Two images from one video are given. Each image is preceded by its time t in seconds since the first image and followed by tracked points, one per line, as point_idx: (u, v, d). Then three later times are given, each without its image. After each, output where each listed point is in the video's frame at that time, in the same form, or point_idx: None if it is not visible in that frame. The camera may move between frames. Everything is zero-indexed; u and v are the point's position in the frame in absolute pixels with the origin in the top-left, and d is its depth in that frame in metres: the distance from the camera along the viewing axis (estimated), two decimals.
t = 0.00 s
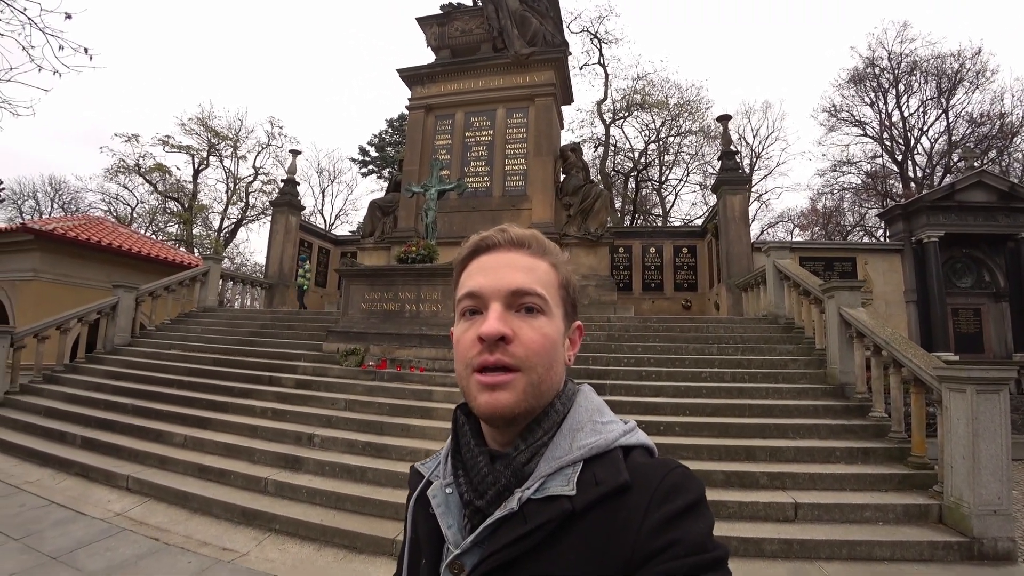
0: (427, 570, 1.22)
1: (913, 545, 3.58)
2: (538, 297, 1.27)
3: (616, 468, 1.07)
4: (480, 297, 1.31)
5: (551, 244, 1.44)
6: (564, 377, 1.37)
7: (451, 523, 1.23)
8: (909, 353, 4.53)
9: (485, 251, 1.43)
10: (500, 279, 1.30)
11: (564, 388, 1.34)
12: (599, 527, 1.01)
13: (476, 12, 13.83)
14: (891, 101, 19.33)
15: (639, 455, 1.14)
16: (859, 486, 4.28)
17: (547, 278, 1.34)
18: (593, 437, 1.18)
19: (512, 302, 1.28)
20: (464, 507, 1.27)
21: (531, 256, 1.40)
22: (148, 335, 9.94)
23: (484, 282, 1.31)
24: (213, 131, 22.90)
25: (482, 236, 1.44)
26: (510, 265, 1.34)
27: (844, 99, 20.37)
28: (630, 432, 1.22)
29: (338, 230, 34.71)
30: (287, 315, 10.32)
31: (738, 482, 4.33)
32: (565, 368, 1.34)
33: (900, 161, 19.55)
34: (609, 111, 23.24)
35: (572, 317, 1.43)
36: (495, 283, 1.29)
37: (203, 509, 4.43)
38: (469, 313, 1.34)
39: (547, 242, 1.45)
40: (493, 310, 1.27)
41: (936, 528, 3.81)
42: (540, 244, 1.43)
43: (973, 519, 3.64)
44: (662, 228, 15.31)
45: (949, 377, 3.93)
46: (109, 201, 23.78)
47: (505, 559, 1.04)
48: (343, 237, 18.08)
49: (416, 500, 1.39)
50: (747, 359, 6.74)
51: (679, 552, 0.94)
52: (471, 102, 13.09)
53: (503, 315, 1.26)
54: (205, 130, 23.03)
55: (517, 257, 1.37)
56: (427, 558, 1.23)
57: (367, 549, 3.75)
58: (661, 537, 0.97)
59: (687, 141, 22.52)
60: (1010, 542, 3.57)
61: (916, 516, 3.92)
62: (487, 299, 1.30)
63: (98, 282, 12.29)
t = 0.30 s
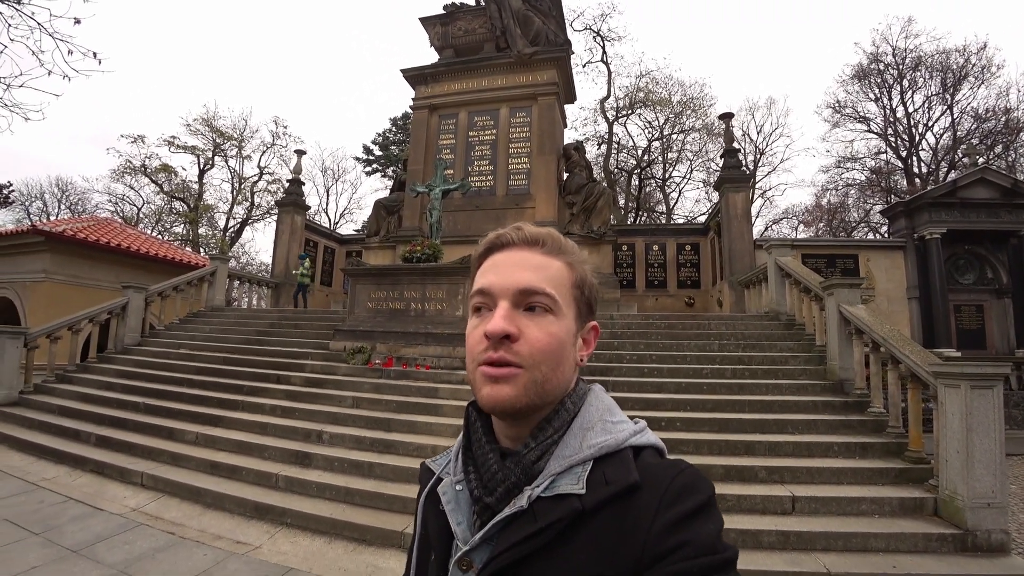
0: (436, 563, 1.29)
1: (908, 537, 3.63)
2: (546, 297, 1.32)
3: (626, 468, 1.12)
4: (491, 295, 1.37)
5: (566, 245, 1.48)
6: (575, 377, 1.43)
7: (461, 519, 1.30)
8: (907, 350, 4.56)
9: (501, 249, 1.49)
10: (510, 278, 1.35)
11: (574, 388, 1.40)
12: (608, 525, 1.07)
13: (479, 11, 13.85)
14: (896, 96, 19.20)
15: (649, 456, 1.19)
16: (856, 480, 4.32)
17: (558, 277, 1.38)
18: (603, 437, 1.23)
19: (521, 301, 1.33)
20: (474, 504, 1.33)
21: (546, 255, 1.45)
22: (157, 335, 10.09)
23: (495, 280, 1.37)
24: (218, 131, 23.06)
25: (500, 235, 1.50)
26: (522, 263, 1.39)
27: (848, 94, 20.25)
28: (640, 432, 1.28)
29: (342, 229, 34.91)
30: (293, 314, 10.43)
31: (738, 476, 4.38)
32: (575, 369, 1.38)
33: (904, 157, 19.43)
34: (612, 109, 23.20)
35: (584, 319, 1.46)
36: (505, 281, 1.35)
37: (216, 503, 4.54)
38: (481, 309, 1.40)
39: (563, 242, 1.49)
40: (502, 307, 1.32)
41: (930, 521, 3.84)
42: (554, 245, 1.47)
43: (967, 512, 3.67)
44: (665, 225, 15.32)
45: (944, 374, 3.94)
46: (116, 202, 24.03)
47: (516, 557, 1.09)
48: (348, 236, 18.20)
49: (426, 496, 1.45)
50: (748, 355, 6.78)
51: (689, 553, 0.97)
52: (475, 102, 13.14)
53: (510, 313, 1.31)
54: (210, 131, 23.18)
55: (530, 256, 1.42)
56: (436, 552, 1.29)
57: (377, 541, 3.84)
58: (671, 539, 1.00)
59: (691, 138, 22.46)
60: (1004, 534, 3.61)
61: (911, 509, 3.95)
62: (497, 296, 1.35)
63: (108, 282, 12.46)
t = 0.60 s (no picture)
0: (449, 556, 1.29)
1: (899, 522, 3.69)
2: (558, 296, 1.29)
3: (642, 467, 1.10)
4: (502, 292, 1.36)
5: (585, 241, 1.44)
6: (590, 374, 1.40)
7: (474, 513, 1.29)
8: (899, 341, 4.62)
9: (517, 245, 1.48)
10: (522, 275, 1.33)
11: (589, 386, 1.38)
12: (623, 524, 1.04)
13: (476, 9, 13.84)
14: (894, 89, 19.15)
15: (664, 455, 1.17)
16: (850, 468, 4.38)
17: (571, 275, 1.35)
18: (619, 435, 1.21)
19: (531, 299, 1.31)
20: (486, 498, 1.32)
21: (561, 252, 1.42)
22: (162, 336, 10.16)
23: (506, 277, 1.36)
24: (217, 132, 23.07)
25: (517, 231, 1.49)
26: (536, 260, 1.37)
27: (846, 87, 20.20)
28: (656, 432, 1.25)
29: (342, 228, 34.98)
30: (296, 313, 10.50)
31: (735, 466, 4.45)
32: (590, 368, 1.36)
33: (902, 149, 19.41)
34: (610, 105, 23.17)
35: (602, 318, 1.42)
36: (516, 279, 1.33)
37: (225, 499, 4.61)
38: (494, 306, 1.39)
39: (582, 238, 1.45)
40: (511, 306, 1.31)
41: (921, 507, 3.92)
42: (573, 241, 1.44)
43: (957, 498, 3.73)
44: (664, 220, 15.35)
45: (935, 363, 4.01)
46: (116, 203, 24.08)
47: (529, 553, 1.07)
48: (348, 235, 18.24)
49: (440, 488, 1.45)
50: (745, 348, 6.84)
51: (704, 553, 0.96)
52: (472, 100, 13.16)
53: (519, 311, 1.29)
54: (209, 132, 23.20)
55: (545, 253, 1.40)
56: (449, 544, 1.30)
57: (383, 533, 3.92)
58: (685, 539, 0.99)
59: (689, 133, 22.44)
60: (993, 519, 3.68)
61: (903, 496, 4.02)
62: (508, 294, 1.34)
63: (111, 284, 12.53)
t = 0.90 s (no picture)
0: (444, 551, 1.29)
1: (893, 515, 3.74)
2: (562, 288, 1.31)
3: (643, 464, 1.12)
4: (506, 282, 1.38)
5: (590, 235, 1.47)
6: (590, 369, 1.43)
7: (470, 508, 1.29)
8: (893, 336, 4.65)
9: (523, 236, 1.50)
10: (527, 266, 1.36)
11: (589, 381, 1.40)
12: (623, 519, 1.07)
13: (473, 8, 13.83)
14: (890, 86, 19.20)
15: (663, 452, 1.20)
16: (844, 462, 4.42)
17: (576, 268, 1.37)
18: (619, 431, 1.23)
19: (536, 290, 1.33)
20: (483, 493, 1.33)
21: (567, 245, 1.44)
22: (162, 335, 10.17)
23: (511, 267, 1.38)
24: (214, 131, 23.02)
25: (523, 221, 1.51)
26: (542, 252, 1.39)
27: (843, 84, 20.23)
28: (654, 429, 1.28)
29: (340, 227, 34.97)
30: (295, 312, 10.51)
31: (732, 460, 4.49)
32: (591, 363, 1.38)
33: (899, 146, 19.45)
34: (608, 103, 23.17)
35: (605, 312, 1.45)
36: (522, 269, 1.35)
37: (227, 496, 4.64)
38: (497, 295, 1.41)
39: (588, 232, 1.47)
40: (515, 296, 1.33)
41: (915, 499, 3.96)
42: (578, 235, 1.46)
43: (950, 490, 3.78)
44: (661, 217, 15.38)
45: (928, 357, 4.03)
46: (113, 203, 24.02)
47: (529, 549, 1.08)
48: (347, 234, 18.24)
49: (434, 482, 1.45)
50: (742, 344, 6.88)
51: (704, 549, 0.99)
52: (470, 98, 13.16)
53: (522, 302, 1.31)
54: (206, 131, 23.15)
55: (551, 245, 1.42)
56: (444, 539, 1.30)
57: (385, 527, 3.95)
58: (686, 534, 1.02)
59: (687, 130, 22.46)
60: (985, 510, 3.73)
61: (897, 489, 4.07)
62: (512, 284, 1.36)
63: (111, 284, 12.53)
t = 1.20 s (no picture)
0: (436, 545, 1.30)
1: (892, 515, 3.75)
2: (553, 280, 1.34)
3: (636, 458, 1.14)
4: (497, 275, 1.40)
5: (578, 228, 1.50)
6: (583, 364, 1.45)
7: (463, 503, 1.31)
8: (893, 338, 4.66)
9: (512, 229, 1.52)
10: (518, 258, 1.37)
11: (582, 375, 1.42)
12: (616, 514, 1.09)
13: (477, 7, 13.82)
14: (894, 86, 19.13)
15: (655, 446, 1.22)
16: (845, 462, 4.43)
17: (565, 261, 1.39)
18: (612, 426, 1.25)
19: (526, 282, 1.35)
20: (476, 488, 1.34)
21: (557, 237, 1.46)
22: (165, 331, 10.23)
23: (502, 260, 1.39)
24: (218, 128, 23.07)
25: (512, 215, 1.52)
26: (532, 245, 1.41)
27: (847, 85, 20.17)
28: (646, 423, 1.30)
29: (343, 225, 35.04)
30: (298, 309, 10.55)
31: (732, 459, 4.50)
32: (583, 355, 1.40)
33: (902, 147, 19.39)
34: (611, 102, 23.14)
35: (595, 304, 1.47)
36: (512, 263, 1.37)
37: (231, 490, 4.69)
38: (487, 289, 1.43)
39: (576, 224, 1.50)
40: (506, 289, 1.34)
41: (914, 500, 3.97)
42: (567, 227, 1.49)
43: (950, 491, 3.79)
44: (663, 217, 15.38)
45: (927, 358, 4.05)
46: (117, 199, 24.12)
47: (521, 543, 1.10)
48: (349, 231, 18.28)
49: (427, 477, 1.46)
50: (743, 344, 6.89)
51: (695, 542, 1.01)
52: (474, 97, 13.17)
53: (513, 295, 1.33)
54: (210, 128, 23.21)
55: (541, 237, 1.44)
56: (437, 533, 1.31)
57: (387, 523, 3.97)
58: (677, 528, 1.04)
59: (690, 130, 22.42)
60: (983, 511, 3.74)
61: (896, 489, 4.08)
62: (503, 277, 1.38)
63: (115, 280, 12.60)
